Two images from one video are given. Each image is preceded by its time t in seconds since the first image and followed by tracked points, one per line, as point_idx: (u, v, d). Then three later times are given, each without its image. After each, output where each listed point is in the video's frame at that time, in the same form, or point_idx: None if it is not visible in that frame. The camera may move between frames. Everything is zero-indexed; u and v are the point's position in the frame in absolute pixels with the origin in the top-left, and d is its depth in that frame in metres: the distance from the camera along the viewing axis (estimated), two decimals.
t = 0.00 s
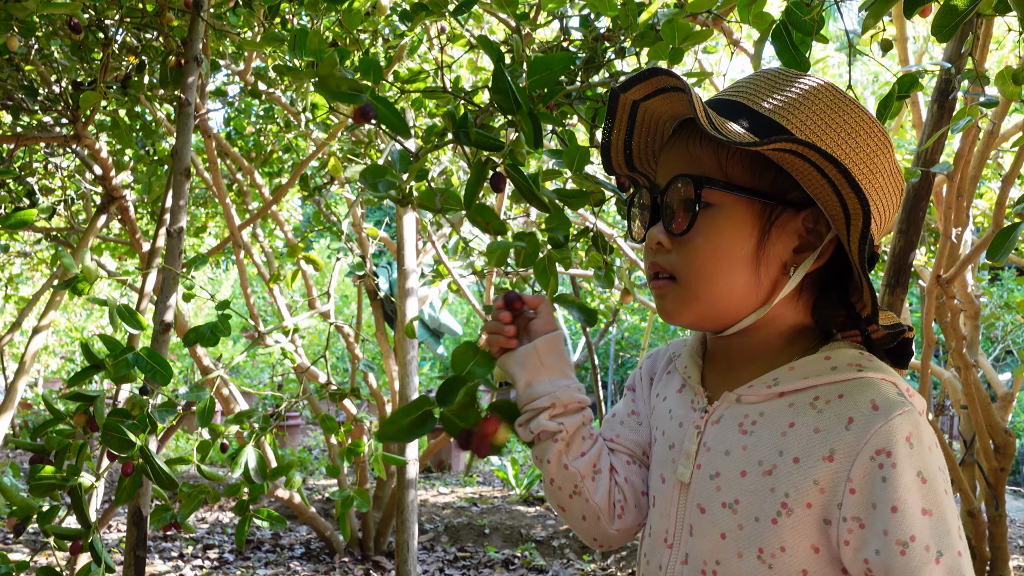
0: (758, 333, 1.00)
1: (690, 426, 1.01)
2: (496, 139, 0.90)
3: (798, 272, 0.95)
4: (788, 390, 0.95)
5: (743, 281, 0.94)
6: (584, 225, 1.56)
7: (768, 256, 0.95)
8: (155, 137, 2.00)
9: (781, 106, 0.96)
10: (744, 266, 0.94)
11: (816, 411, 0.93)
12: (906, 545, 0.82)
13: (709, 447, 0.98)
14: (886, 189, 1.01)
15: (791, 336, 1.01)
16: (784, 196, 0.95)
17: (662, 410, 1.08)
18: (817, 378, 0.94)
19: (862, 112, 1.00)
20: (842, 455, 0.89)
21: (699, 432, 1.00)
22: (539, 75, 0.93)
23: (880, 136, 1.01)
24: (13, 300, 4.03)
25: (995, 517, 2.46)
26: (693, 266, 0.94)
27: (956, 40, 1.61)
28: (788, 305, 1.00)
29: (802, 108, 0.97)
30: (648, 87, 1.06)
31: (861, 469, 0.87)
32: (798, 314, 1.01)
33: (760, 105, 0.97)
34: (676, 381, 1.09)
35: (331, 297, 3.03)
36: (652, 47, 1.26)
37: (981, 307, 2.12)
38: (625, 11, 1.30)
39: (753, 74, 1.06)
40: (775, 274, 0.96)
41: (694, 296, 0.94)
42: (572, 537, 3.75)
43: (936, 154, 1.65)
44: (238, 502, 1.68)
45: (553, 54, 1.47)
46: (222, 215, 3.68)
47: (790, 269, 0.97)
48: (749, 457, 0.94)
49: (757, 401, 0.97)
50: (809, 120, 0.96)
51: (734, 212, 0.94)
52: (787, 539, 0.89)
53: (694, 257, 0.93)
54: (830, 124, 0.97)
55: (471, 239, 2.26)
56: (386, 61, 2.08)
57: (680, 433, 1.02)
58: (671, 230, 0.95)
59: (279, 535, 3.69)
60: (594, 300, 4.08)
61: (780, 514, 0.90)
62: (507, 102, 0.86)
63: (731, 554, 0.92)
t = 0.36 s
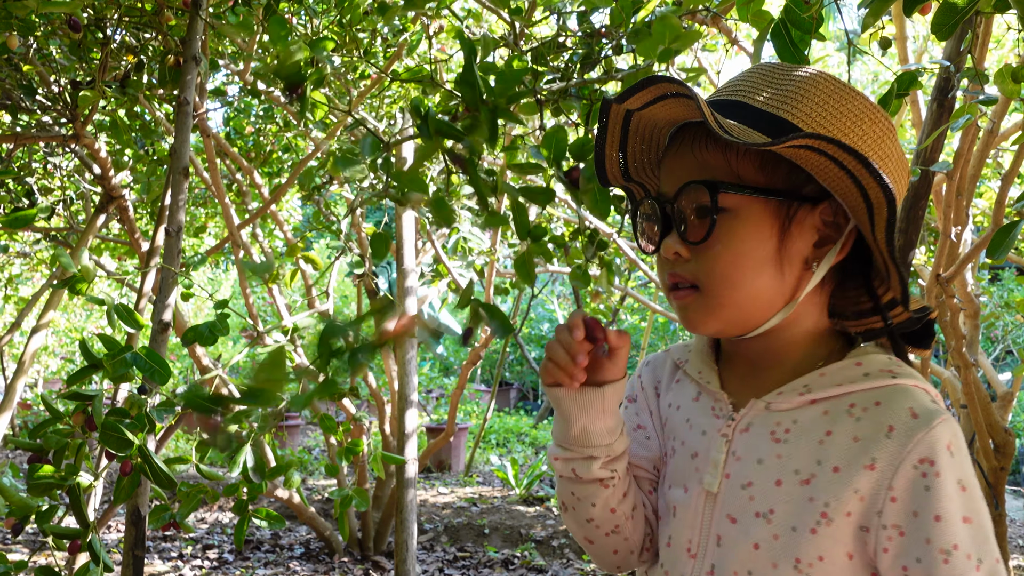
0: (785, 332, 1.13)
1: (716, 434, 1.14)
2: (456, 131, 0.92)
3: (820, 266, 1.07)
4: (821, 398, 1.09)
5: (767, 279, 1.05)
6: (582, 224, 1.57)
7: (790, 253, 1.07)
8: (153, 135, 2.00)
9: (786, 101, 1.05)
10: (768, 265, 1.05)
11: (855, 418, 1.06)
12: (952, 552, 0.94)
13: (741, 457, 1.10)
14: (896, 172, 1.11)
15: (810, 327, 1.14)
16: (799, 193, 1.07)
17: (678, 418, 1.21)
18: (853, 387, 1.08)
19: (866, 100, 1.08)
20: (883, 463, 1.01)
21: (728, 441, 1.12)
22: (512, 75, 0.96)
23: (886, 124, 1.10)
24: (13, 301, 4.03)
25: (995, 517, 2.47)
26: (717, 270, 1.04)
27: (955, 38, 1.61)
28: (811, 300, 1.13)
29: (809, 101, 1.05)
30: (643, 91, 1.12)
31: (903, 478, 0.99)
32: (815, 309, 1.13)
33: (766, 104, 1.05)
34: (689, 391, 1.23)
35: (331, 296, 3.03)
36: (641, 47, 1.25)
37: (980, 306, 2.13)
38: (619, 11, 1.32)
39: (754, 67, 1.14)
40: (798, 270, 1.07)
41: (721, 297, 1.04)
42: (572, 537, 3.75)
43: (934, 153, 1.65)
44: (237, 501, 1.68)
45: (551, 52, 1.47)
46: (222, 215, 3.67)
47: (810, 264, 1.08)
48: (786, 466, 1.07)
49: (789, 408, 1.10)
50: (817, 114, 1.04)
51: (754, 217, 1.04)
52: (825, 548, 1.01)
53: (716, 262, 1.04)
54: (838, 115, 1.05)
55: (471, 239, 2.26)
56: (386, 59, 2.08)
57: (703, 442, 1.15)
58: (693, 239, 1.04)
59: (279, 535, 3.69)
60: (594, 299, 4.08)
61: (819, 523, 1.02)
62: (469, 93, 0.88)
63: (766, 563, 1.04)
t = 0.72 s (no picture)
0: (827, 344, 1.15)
1: (737, 423, 1.18)
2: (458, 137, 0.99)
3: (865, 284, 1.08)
4: (841, 400, 1.10)
5: (818, 314, 1.07)
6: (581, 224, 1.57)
7: (834, 281, 1.08)
8: (150, 135, 1.99)
9: (786, 137, 1.08)
10: (814, 301, 1.07)
11: (871, 423, 1.08)
12: (947, 566, 0.96)
13: (754, 449, 1.14)
14: (910, 158, 1.14)
15: (857, 332, 1.16)
16: (829, 223, 1.07)
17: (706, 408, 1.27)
18: (874, 392, 1.09)
19: (860, 97, 1.11)
20: (891, 470, 1.03)
21: (745, 432, 1.16)
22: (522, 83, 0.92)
23: (888, 113, 1.12)
24: (12, 300, 4.03)
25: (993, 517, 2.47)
26: (770, 322, 1.06)
27: (953, 38, 1.61)
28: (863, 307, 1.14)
29: (809, 131, 1.08)
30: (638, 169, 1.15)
31: (909, 487, 1.01)
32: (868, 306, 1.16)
33: (765, 146, 1.08)
34: (721, 379, 1.28)
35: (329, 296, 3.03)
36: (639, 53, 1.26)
37: (979, 306, 2.13)
38: (616, 12, 1.33)
39: (741, 80, 1.16)
40: (844, 294, 1.09)
41: (774, 343, 1.07)
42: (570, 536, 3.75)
43: (933, 152, 1.64)
44: (235, 500, 1.68)
45: (550, 53, 1.47)
46: (220, 215, 3.67)
47: (855, 282, 1.09)
48: (796, 462, 1.10)
49: (809, 407, 1.12)
50: (820, 141, 1.07)
51: (794, 262, 1.05)
52: (823, 547, 1.05)
53: (764, 316, 1.06)
54: (839, 131, 1.08)
55: (469, 239, 2.27)
56: (384, 59, 2.08)
57: (722, 432, 1.20)
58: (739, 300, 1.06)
59: (278, 534, 3.69)
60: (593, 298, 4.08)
61: (819, 520, 1.06)
62: (472, 107, 0.91)
63: (762, 553, 1.09)
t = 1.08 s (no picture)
0: (801, 331, 1.16)
1: (718, 408, 1.23)
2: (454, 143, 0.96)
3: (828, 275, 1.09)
4: (814, 383, 1.13)
5: (779, 298, 1.09)
6: (578, 222, 1.56)
7: (798, 268, 1.09)
8: (147, 133, 1.99)
9: (766, 124, 1.10)
10: (775, 285, 1.09)
11: (840, 404, 1.10)
12: (905, 541, 0.97)
13: (732, 431, 1.18)
14: (893, 160, 1.14)
15: (830, 328, 1.16)
16: (795, 211, 1.08)
17: (694, 396, 1.31)
18: (845, 376, 1.12)
19: (846, 95, 1.13)
20: (857, 449, 1.06)
21: (725, 416, 1.21)
22: (521, 83, 0.92)
23: (873, 113, 1.13)
24: (9, 299, 4.02)
25: (990, 513, 2.47)
26: (729, 299, 1.10)
27: (951, 35, 1.61)
28: (834, 303, 1.14)
29: (787, 120, 1.10)
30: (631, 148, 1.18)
31: (872, 464, 1.03)
32: (843, 303, 1.16)
33: (745, 130, 1.11)
34: (710, 369, 1.33)
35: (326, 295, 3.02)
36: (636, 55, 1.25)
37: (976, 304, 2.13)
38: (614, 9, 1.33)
39: (741, 76, 1.19)
40: (807, 283, 1.10)
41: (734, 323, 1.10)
42: (568, 535, 3.75)
43: (931, 150, 1.64)
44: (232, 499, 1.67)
45: (547, 51, 1.47)
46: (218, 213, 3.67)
47: (821, 274, 1.10)
48: (770, 442, 1.13)
49: (784, 391, 1.16)
50: (796, 130, 1.09)
51: (757, 245, 1.08)
52: (791, 523, 1.07)
53: (725, 293, 1.10)
54: (817, 123, 1.10)
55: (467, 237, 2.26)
56: (381, 57, 2.07)
57: (705, 416, 1.25)
58: (701, 274, 1.10)
59: (276, 533, 3.69)
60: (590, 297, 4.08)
61: (788, 498, 1.08)
62: (466, 109, 0.90)
63: (736, 531, 1.12)
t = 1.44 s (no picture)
0: (776, 319, 1.17)
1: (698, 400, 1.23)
2: (452, 136, 0.94)
3: (810, 262, 1.10)
4: (788, 367, 1.13)
5: (763, 281, 1.10)
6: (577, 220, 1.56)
7: (782, 253, 1.10)
8: (146, 131, 1.98)
9: (762, 111, 1.12)
10: (759, 267, 1.10)
11: (811, 386, 1.10)
12: (874, 513, 0.97)
13: (711, 419, 1.18)
14: (880, 161, 1.15)
15: (806, 318, 1.17)
16: (783, 196, 1.10)
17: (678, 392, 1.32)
18: (817, 359, 1.12)
19: (840, 93, 1.14)
20: (827, 426, 1.06)
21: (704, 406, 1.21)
22: (520, 77, 0.91)
23: (863, 113, 1.14)
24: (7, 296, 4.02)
25: (988, 512, 2.47)
26: (712, 276, 1.10)
27: (950, 34, 1.61)
28: (809, 292, 1.15)
29: (782, 108, 1.11)
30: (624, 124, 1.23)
31: (842, 441, 1.03)
32: (822, 295, 1.16)
33: (741, 117, 1.12)
34: (693, 366, 1.33)
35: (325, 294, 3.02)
36: (636, 48, 1.25)
37: (975, 303, 2.12)
38: (613, 6, 1.34)
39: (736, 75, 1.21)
40: (789, 268, 1.11)
41: (718, 302, 1.10)
42: (566, 533, 3.75)
43: (930, 149, 1.64)
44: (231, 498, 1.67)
45: (546, 49, 1.46)
46: (215, 212, 3.66)
47: (802, 261, 1.11)
48: (745, 427, 1.13)
49: (758, 377, 1.16)
50: (789, 119, 1.11)
51: (743, 226, 1.09)
52: (767, 504, 1.07)
53: (710, 271, 1.10)
54: (810, 115, 1.11)
55: (465, 235, 2.26)
56: (380, 55, 2.07)
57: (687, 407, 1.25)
58: (686, 250, 1.10)
59: (273, 531, 3.69)
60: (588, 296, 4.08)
61: (763, 479, 1.08)
62: (465, 101, 0.91)
63: (716, 516, 1.11)
